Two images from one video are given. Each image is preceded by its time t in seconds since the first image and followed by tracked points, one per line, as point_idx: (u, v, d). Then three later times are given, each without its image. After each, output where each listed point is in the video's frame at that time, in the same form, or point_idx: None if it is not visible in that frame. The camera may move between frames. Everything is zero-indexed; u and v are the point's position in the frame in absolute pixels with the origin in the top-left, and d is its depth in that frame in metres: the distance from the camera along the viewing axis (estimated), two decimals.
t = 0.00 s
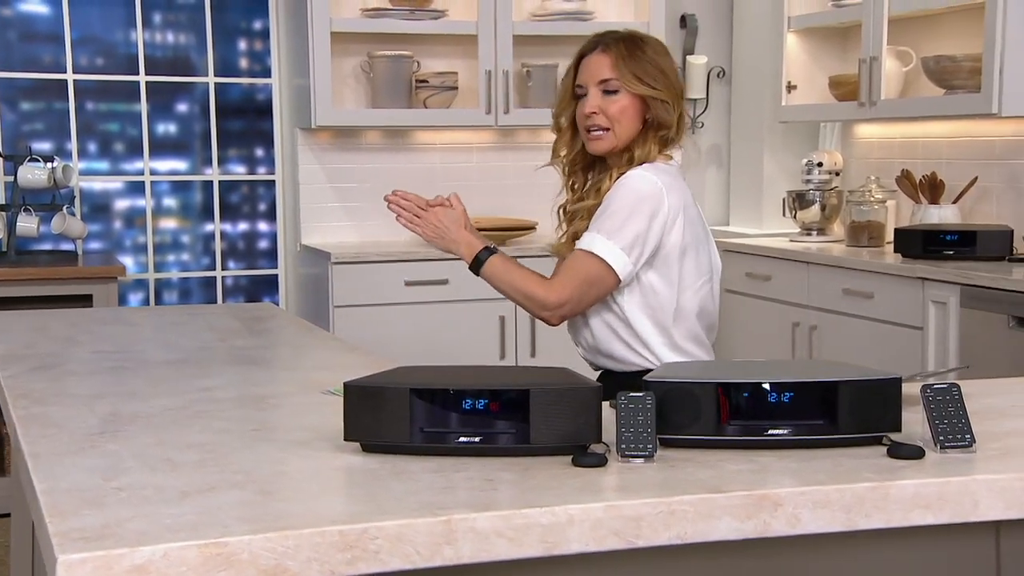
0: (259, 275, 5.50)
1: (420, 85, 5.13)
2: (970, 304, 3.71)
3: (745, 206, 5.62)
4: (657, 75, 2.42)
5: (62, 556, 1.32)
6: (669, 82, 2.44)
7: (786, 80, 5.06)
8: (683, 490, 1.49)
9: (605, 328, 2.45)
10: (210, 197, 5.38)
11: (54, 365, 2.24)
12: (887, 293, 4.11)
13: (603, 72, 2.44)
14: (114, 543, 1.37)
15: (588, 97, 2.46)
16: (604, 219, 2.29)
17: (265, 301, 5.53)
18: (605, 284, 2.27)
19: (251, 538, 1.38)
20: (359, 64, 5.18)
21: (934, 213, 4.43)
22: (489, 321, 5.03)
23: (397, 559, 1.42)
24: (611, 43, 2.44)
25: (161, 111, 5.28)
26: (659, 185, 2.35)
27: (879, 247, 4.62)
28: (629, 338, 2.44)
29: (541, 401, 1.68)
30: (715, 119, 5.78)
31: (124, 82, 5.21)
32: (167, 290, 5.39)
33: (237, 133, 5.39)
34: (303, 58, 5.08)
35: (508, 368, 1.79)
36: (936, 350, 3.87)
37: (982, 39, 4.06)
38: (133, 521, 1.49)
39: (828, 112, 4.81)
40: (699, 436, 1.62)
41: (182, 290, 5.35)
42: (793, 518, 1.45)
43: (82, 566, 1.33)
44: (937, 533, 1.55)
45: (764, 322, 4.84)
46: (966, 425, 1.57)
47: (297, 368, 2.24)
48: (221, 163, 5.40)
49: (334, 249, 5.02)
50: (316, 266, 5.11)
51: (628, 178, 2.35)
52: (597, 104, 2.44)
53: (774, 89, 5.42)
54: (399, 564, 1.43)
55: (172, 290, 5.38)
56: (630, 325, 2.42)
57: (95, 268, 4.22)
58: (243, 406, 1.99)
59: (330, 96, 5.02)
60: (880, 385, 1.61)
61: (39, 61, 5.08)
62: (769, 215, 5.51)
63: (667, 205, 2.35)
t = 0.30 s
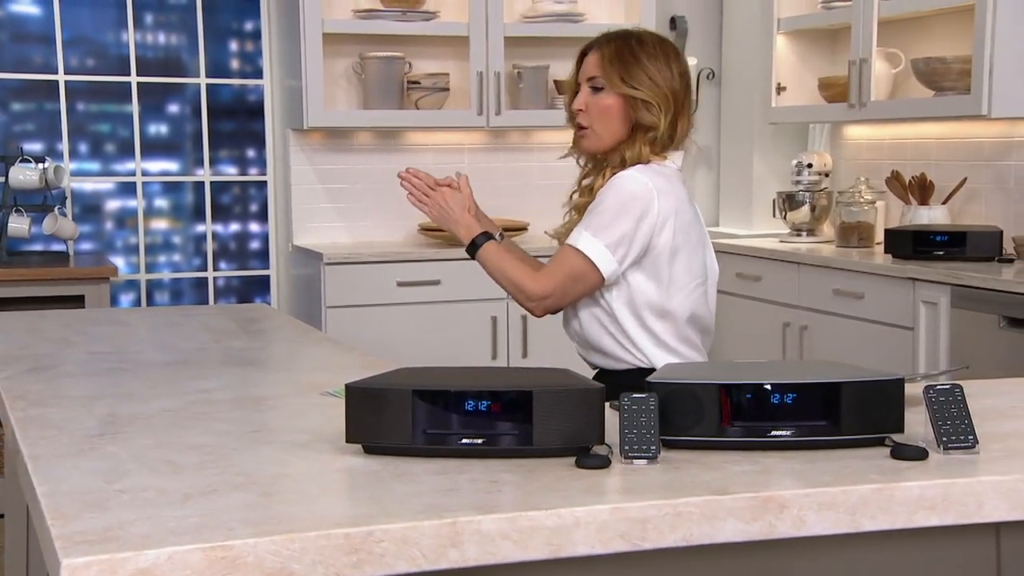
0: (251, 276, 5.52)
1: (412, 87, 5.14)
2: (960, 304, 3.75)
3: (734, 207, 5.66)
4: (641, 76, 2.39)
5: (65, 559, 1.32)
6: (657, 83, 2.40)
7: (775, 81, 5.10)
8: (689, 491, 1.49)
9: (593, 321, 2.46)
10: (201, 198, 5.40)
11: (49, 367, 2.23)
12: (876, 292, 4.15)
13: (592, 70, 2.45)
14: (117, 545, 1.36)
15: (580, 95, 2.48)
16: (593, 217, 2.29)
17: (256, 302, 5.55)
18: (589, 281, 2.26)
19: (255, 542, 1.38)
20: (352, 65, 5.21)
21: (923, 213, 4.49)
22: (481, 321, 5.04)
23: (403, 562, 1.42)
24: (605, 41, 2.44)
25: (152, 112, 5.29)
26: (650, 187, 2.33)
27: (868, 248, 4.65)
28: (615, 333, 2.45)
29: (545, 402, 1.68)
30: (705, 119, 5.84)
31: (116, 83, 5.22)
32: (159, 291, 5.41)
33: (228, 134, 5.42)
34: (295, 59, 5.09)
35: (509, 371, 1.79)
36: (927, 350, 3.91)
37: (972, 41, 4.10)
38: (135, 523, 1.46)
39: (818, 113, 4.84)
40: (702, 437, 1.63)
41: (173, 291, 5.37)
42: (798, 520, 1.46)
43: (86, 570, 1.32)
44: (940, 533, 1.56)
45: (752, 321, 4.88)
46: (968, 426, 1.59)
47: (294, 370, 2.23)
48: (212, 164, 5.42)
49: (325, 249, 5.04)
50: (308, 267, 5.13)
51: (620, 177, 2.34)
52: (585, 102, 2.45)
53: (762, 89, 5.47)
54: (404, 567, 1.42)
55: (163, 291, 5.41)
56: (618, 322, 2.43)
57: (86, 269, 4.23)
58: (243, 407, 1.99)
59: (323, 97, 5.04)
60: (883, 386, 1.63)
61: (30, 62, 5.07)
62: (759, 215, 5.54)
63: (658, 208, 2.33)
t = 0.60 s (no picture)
0: (241, 276, 5.50)
1: (403, 87, 5.13)
2: (952, 304, 3.77)
3: (724, 207, 5.68)
4: (627, 76, 2.36)
5: (69, 564, 1.30)
6: (643, 83, 2.35)
7: (766, 82, 5.11)
8: (696, 493, 1.49)
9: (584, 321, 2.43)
10: (190, 198, 5.38)
11: (44, 369, 2.21)
12: (867, 292, 4.17)
13: (587, 69, 2.44)
14: (121, 549, 1.35)
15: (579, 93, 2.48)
16: (578, 214, 2.28)
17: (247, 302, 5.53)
18: (576, 275, 2.26)
19: (260, 546, 1.37)
20: (342, 65, 5.21)
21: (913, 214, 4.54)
22: (472, 321, 5.05)
23: (408, 566, 1.41)
24: (601, 39, 2.42)
25: (142, 112, 5.28)
26: (638, 185, 2.29)
27: (858, 248, 4.67)
28: (607, 333, 2.41)
29: (549, 404, 1.67)
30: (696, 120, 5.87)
31: (106, 83, 5.20)
32: (149, 291, 5.39)
33: (219, 134, 5.41)
34: (286, 59, 5.08)
35: (513, 371, 1.78)
36: (919, 350, 3.94)
37: (963, 43, 4.11)
38: (138, 527, 1.45)
39: (809, 114, 4.86)
40: (706, 439, 1.63)
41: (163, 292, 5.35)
42: (805, 522, 1.46)
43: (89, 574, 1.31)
44: (945, 534, 1.57)
45: (742, 321, 4.91)
46: (972, 428, 1.59)
47: (291, 372, 2.22)
48: (202, 164, 5.40)
49: (317, 249, 5.05)
50: (299, 267, 5.13)
51: (609, 174, 2.32)
52: (580, 101, 2.46)
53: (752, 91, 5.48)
54: (410, 570, 1.41)
55: (153, 292, 5.38)
56: (607, 320, 2.39)
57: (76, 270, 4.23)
58: (241, 409, 1.97)
59: (314, 98, 5.04)
60: (887, 388, 1.63)
61: (19, 63, 5.05)
62: (750, 215, 5.55)
63: (645, 206, 2.29)
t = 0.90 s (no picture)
0: (232, 277, 5.47)
1: (395, 87, 5.12)
2: (945, 304, 3.79)
3: (716, 207, 5.70)
4: (623, 76, 2.37)
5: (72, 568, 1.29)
6: (638, 83, 2.36)
7: (757, 83, 5.13)
8: (702, 496, 1.49)
9: (580, 320, 2.43)
10: (181, 199, 5.35)
11: (39, 371, 2.19)
12: (859, 292, 4.19)
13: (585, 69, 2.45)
14: (125, 553, 1.34)
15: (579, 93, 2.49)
16: (572, 213, 2.28)
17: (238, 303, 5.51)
18: (571, 274, 2.26)
19: (264, 549, 1.35)
20: (334, 65, 5.20)
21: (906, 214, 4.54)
22: (464, 321, 5.05)
23: (414, 569, 1.39)
24: (600, 39, 2.43)
25: (133, 112, 5.24)
26: (632, 185, 2.29)
27: (850, 248, 4.70)
28: (602, 333, 2.41)
29: (553, 406, 1.67)
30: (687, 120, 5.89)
31: (96, 83, 5.17)
32: (139, 292, 5.36)
33: (209, 134, 5.37)
34: (278, 59, 5.06)
35: (516, 371, 1.78)
36: (911, 350, 3.96)
37: (955, 44, 4.14)
38: (139, 530, 1.43)
39: (800, 115, 4.88)
40: (710, 441, 1.63)
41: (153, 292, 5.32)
42: (812, 524, 1.46)
43: None
44: (950, 535, 1.57)
45: (734, 321, 4.93)
46: (978, 429, 1.60)
47: (288, 373, 2.20)
48: (193, 164, 5.37)
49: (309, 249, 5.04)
50: (291, 267, 5.11)
51: (603, 173, 2.31)
52: (578, 101, 2.47)
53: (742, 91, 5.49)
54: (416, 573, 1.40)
55: (143, 292, 5.35)
56: (602, 319, 2.38)
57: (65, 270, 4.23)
58: (240, 411, 1.96)
59: (306, 98, 5.03)
60: (891, 389, 1.64)
61: (9, 63, 5.02)
62: (740, 215, 5.57)
63: (639, 206, 2.29)
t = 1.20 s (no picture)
0: (222, 278, 5.44)
1: (386, 87, 5.11)
2: (936, 304, 3.82)
3: (705, 207, 5.72)
4: (617, 77, 2.37)
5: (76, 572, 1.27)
6: (633, 83, 2.36)
7: (747, 83, 5.14)
8: (709, 497, 1.49)
9: (576, 323, 2.42)
10: (170, 199, 5.32)
11: (34, 373, 2.17)
12: (851, 293, 4.21)
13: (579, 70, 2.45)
14: (128, 557, 1.32)
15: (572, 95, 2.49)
16: (567, 213, 2.28)
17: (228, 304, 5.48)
18: (569, 276, 2.26)
19: (269, 552, 1.34)
20: (325, 66, 5.18)
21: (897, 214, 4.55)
22: (455, 322, 5.05)
23: (420, 572, 1.38)
24: (593, 41, 2.43)
25: (122, 112, 5.21)
26: (626, 184, 2.29)
27: (840, 249, 4.72)
28: (599, 335, 2.40)
29: (556, 407, 1.66)
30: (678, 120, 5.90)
31: (85, 83, 5.13)
32: (128, 292, 5.32)
33: (199, 135, 5.34)
34: (269, 59, 5.04)
35: (518, 373, 1.77)
36: (903, 350, 3.98)
37: (946, 45, 4.16)
38: (142, 533, 1.42)
39: (790, 116, 4.90)
40: (714, 442, 1.63)
41: (143, 293, 5.29)
42: (820, 526, 1.47)
43: None
44: (955, 536, 1.58)
45: (726, 320, 4.95)
46: (982, 430, 1.61)
47: (286, 375, 2.19)
48: (182, 165, 5.34)
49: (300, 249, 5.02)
50: (281, 267, 5.09)
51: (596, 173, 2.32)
52: (572, 102, 2.47)
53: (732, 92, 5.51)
54: None
55: (132, 293, 5.32)
56: (599, 320, 2.38)
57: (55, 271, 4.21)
58: (238, 412, 1.94)
59: (297, 98, 5.01)
60: (894, 390, 1.64)
61: None
62: (730, 216, 5.58)
63: (634, 205, 2.29)
